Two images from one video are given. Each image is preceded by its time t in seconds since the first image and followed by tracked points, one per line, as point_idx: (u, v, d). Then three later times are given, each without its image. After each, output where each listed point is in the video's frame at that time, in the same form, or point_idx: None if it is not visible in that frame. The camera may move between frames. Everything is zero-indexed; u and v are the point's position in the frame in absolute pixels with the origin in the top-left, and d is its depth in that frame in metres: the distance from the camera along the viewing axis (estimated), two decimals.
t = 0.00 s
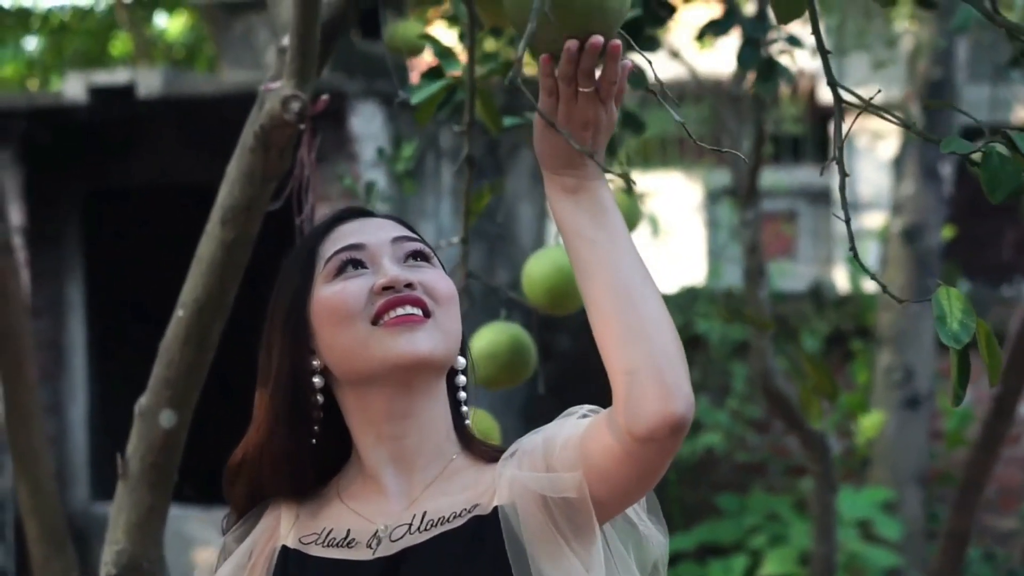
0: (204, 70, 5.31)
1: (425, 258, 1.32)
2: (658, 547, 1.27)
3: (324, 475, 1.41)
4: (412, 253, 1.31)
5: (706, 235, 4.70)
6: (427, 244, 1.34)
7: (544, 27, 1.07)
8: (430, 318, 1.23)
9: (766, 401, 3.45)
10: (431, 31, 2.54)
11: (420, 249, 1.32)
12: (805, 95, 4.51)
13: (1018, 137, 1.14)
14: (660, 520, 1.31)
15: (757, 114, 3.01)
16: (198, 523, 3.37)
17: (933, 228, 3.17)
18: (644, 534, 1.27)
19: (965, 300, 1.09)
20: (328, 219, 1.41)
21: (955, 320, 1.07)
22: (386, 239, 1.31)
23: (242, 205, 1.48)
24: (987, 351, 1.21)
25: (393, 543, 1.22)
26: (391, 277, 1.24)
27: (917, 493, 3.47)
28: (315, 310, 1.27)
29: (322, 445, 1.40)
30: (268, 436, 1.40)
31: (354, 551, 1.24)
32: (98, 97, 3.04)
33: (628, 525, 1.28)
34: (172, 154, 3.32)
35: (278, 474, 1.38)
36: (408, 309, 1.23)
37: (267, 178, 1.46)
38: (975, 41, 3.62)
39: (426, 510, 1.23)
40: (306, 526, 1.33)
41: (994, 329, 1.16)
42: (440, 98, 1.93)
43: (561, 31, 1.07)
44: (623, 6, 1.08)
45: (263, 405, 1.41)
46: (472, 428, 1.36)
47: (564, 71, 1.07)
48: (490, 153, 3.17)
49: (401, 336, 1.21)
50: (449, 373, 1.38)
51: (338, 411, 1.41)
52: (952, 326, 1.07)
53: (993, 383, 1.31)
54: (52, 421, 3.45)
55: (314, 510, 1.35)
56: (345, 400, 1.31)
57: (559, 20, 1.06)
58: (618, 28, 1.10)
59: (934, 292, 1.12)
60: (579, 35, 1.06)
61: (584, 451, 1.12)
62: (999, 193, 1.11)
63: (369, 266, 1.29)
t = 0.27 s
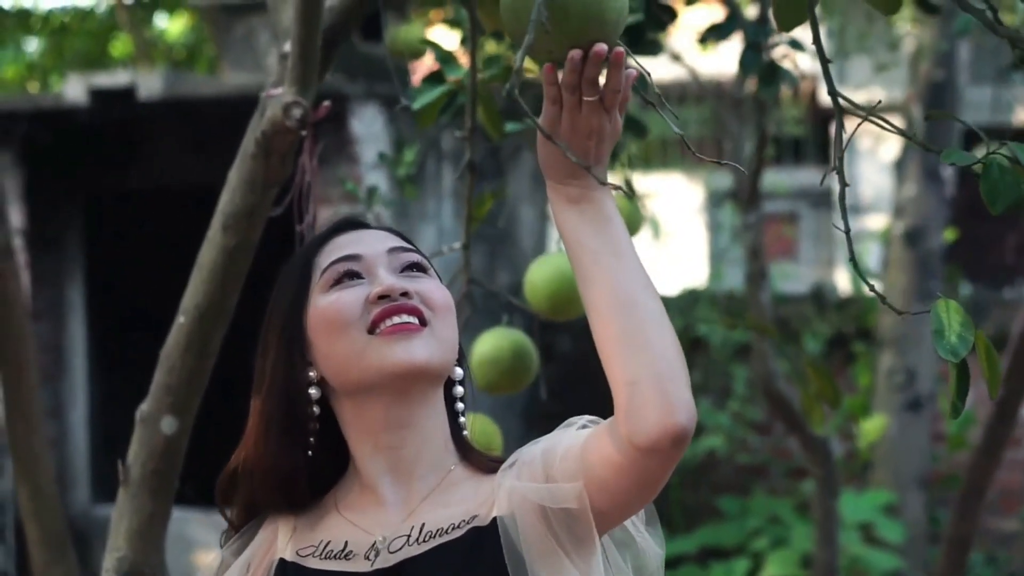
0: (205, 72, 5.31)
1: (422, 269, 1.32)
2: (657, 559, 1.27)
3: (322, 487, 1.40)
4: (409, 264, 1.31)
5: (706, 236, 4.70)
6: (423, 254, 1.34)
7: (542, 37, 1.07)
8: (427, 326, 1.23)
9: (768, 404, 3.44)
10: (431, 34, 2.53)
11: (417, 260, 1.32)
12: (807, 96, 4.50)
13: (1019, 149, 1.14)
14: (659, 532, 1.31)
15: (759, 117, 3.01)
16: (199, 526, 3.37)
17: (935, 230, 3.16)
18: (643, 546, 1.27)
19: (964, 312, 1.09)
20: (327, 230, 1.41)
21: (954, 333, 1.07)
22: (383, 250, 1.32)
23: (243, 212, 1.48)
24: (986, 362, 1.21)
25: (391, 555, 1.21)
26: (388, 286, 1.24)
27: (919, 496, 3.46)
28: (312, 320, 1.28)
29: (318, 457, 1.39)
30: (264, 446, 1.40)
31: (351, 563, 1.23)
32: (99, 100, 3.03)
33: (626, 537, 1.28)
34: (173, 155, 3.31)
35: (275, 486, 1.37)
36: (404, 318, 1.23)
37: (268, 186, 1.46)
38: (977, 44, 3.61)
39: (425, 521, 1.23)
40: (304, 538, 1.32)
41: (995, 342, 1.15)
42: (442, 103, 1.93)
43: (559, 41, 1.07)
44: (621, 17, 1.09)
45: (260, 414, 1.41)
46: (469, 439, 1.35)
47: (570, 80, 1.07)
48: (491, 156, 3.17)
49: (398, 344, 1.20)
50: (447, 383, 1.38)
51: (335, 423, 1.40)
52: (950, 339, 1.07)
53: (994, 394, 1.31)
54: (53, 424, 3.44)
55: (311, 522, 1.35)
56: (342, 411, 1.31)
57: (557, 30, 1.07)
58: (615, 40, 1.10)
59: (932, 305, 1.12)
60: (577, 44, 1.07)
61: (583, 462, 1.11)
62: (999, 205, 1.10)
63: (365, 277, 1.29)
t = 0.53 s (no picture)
0: (205, 73, 5.30)
1: (420, 275, 1.32)
2: (656, 565, 1.26)
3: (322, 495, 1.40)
4: (407, 270, 1.31)
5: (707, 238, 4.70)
6: (421, 260, 1.33)
7: (546, 45, 1.07)
8: (425, 333, 1.23)
9: (769, 406, 3.44)
10: (431, 37, 2.53)
11: (414, 266, 1.32)
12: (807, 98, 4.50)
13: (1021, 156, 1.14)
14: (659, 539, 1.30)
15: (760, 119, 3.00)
16: (200, 528, 3.37)
17: (936, 231, 3.16)
18: (643, 553, 1.26)
19: (966, 320, 1.09)
20: (326, 237, 1.41)
21: (955, 341, 1.07)
22: (381, 255, 1.32)
23: (244, 216, 1.47)
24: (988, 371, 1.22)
25: (392, 564, 1.21)
26: (385, 292, 1.24)
27: (920, 497, 3.45)
28: (309, 327, 1.28)
29: (316, 465, 1.39)
30: (262, 453, 1.39)
31: (351, 571, 1.23)
32: (99, 101, 3.03)
33: (625, 544, 1.27)
34: (173, 155, 3.30)
35: (275, 492, 1.37)
36: (401, 323, 1.23)
37: (269, 190, 1.45)
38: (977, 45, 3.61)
39: (425, 529, 1.22)
40: (304, 546, 1.32)
41: (997, 348, 1.15)
42: (443, 107, 1.93)
43: (563, 50, 1.07)
44: (623, 25, 1.09)
45: (259, 421, 1.40)
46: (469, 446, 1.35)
47: (569, 84, 1.07)
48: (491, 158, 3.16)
49: (397, 351, 1.20)
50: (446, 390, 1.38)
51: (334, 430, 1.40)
52: (951, 347, 1.07)
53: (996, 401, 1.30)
54: (54, 425, 3.44)
55: (311, 530, 1.34)
56: (341, 417, 1.31)
57: (561, 38, 1.06)
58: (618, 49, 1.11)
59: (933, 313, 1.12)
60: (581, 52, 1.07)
61: (583, 468, 1.11)
62: (1001, 212, 1.10)
63: (363, 283, 1.29)
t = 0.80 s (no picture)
0: (206, 76, 5.30)
1: (420, 285, 1.32)
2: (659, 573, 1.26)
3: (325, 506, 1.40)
4: (408, 281, 1.32)
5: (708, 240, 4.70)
6: (421, 271, 1.34)
7: (553, 56, 1.05)
8: (425, 343, 1.23)
9: (771, 409, 3.44)
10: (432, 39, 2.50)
11: (415, 277, 1.33)
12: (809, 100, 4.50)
13: None
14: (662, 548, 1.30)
15: (761, 122, 3.00)
16: (203, 532, 3.37)
17: (938, 234, 3.16)
18: (646, 561, 1.26)
19: (975, 329, 1.09)
20: (328, 249, 1.41)
21: (964, 349, 1.07)
22: (381, 267, 1.32)
23: (246, 224, 1.48)
24: (997, 381, 1.23)
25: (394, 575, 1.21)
26: (385, 303, 1.25)
27: (922, 500, 3.44)
28: (309, 338, 1.28)
29: (319, 477, 1.39)
30: (264, 462, 1.39)
31: None
32: (100, 104, 3.04)
33: (628, 551, 1.27)
34: (174, 157, 3.31)
35: (277, 504, 1.37)
36: (401, 334, 1.23)
37: (271, 198, 1.46)
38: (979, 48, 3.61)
39: (426, 540, 1.22)
40: (307, 557, 1.32)
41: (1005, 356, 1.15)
42: (446, 112, 1.93)
43: (571, 61, 1.06)
44: (630, 37, 1.08)
45: (261, 430, 1.40)
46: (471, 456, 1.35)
47: (572, 94, 1.07)
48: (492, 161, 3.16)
49: (397, 361, 1.20)
50: (448, 401, 1.38)
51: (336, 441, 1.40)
52: (961, 355, 1.07)
53: (1000, 408, 1.31)
54: (56, 428, 3.43)
55: (314, 542, 1.34)
56: (343, 428, 1.31)
57: (568, 50, 1.05)
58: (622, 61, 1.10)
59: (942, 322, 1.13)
60: (589, 62, 1.06)
61: (584, 478, 1.11)
62: (1009, 220, 1.11)
63: (363, 294, 1.30)
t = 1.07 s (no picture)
0: (207, 76, 5.30)
1: (422, 287, 1.33)
2: None
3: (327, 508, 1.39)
4: (409, 284, 1.32)
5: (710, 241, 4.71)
6: (423, 275, 1.34)
7: (558, 60, 1.05)
8: (427, 346, 1.23)
9: (771, 410, 3.44)
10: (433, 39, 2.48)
11: (416, 280, 1.33)
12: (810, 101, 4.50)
13: None
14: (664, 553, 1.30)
15: (763, 123, 3.00)
16: (204, 532, 3.37)
17: (940, 234, 3.15)
18: (650, 567, 1.26)
19: (983, 330, 1.09)
20: (330, 253, 1.41)
21: (973, 350, 1.07)
22: (382, 270, 1.32)
23: (248, 225, 1.47)
24: (1005, 382, 1.22)
25: None
26: (386, 306, 1.25)
27: (923, 501, 3.43)
28: (311, 342, 1.28)
29: (321, 480, 1.39)
30: (266, 465, 1.39)
31: None
32: (102, 104, 3.03)
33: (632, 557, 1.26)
34: (175, 157, 3.30)
35: (280, 508, 1.37)
36: (403, 336, 1.23)
37: (273, 200, 1.46)
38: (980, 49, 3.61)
39: (428, 544, 1.22)
40: (309, 561, 1.32)
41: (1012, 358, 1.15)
42: (447, 114, 1.93)
43: (576, 64, 1.05)
44: (634, 39, 1.07)
45: (263, 432, 1.40)
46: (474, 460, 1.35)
47: (576, 97, 1.07)
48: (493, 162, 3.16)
49: (398, 364, 1.20)
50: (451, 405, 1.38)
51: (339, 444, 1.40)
52: (970, 356, 1.06)
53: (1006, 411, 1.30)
54: (56, 428, 3.41)
55: (317, 545, 1.34)
56: (345, 431, 1.31)
57: (573, 54, 1.04)
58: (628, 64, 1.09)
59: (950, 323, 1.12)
60: (594, 65, 1.06)
61: (584, 483, 1.10)
62: (1016, 222, 1.11)
63: (365, 297, 1.30)
